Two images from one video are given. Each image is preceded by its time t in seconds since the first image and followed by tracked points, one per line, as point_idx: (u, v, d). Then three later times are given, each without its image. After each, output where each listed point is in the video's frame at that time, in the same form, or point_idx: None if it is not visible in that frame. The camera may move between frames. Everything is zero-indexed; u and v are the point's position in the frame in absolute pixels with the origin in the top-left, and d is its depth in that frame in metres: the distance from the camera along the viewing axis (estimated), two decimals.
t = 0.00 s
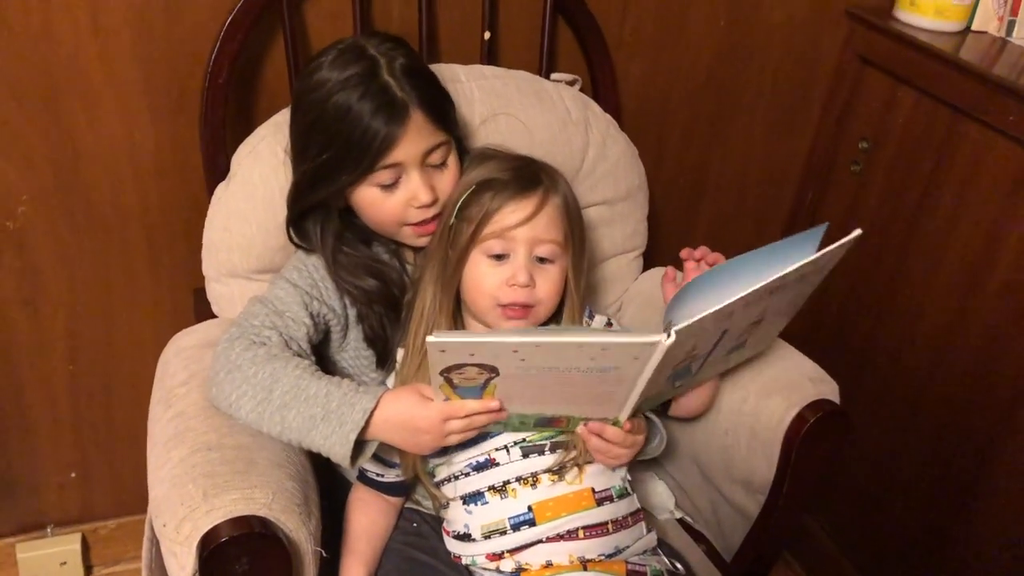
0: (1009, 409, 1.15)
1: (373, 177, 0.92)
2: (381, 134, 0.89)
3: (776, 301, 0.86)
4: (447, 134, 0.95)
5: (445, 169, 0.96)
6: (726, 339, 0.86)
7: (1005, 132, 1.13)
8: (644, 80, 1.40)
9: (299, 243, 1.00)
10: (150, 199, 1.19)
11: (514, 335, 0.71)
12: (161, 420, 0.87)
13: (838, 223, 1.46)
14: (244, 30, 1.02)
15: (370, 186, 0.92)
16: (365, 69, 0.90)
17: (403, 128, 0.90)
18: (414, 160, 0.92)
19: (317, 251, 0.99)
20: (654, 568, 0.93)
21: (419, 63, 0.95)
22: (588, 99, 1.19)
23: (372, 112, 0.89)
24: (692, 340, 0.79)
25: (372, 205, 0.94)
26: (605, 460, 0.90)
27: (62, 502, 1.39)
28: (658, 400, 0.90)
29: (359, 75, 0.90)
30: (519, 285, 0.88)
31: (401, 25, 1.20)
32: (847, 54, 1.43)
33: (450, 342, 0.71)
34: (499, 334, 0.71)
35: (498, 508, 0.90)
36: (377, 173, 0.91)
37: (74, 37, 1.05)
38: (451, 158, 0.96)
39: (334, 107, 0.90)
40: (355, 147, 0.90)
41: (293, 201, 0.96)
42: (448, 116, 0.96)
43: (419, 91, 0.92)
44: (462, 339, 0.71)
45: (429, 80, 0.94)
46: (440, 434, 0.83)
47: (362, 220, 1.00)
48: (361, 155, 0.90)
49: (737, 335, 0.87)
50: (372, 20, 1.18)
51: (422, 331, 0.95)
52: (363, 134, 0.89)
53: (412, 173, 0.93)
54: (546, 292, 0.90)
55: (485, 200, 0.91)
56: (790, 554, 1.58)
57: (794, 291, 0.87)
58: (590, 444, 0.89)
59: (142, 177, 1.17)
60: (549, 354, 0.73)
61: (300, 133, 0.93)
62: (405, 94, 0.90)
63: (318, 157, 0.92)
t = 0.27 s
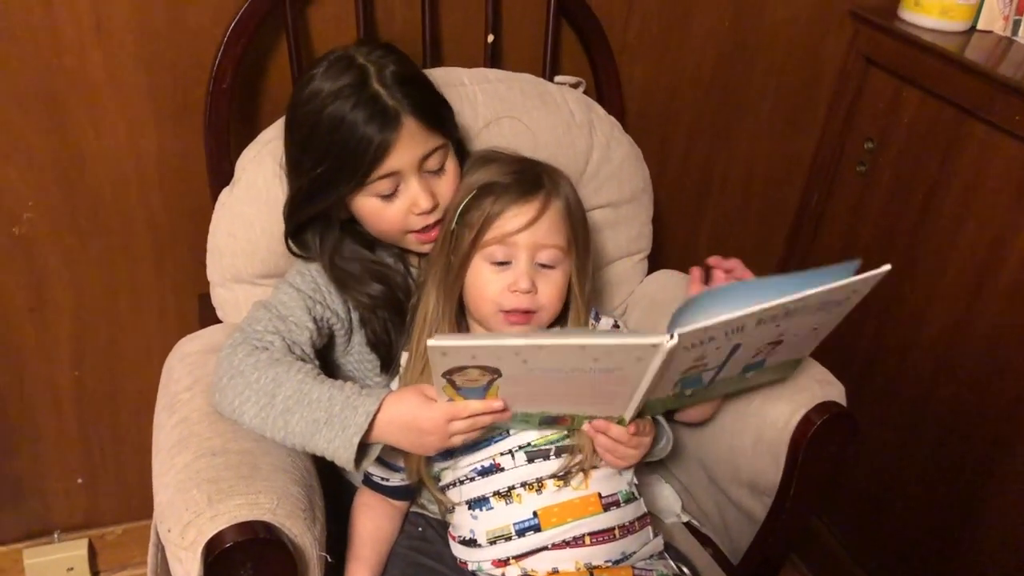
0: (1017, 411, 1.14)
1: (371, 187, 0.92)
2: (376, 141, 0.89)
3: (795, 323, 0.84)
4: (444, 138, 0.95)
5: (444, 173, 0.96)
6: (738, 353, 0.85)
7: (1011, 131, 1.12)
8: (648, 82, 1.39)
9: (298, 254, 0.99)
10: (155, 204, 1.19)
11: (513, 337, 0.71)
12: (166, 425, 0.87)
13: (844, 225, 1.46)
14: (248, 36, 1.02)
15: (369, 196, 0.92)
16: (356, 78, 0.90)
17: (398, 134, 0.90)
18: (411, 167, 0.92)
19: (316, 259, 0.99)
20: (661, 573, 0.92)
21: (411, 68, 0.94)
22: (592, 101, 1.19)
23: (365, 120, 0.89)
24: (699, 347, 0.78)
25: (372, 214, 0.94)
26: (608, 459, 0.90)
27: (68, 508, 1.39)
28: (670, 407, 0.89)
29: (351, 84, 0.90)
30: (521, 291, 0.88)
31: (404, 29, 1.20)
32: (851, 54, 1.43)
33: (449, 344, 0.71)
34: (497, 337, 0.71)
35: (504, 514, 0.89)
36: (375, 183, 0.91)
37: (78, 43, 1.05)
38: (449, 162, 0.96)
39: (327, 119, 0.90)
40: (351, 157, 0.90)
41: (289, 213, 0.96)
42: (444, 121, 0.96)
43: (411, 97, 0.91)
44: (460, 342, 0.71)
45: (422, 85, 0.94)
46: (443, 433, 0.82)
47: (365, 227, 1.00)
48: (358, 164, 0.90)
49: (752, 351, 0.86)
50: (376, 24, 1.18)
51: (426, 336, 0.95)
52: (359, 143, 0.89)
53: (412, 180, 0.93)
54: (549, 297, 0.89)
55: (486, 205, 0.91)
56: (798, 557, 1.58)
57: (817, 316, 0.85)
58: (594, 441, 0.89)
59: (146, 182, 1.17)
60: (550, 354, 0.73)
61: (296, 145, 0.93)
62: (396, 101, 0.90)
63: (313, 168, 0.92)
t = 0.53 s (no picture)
0: None
1: (360, 206, 0.92)
2: (357, 156, 0.88)
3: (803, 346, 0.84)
4: (433, 148, 0.94)
5: (434, 182, 0.95)
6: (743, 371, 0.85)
7: (1017, 131, 1.11)
8: (651, 83, 1.39)
9: (293, 266, 1.00)
10: (159, 207, 1.19)
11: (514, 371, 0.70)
12: (170, 427, 0.87)
13: (849, 226, 1.45)
14: (251, 38, 1.02)
15: (359, 213, 0.93)
16: (339, 96, 0.90)
17: (379, 149, 0.89)
18: (398, 182, 0.91)
19: (311, 267, 0.99)
20: None
21: (395, 80, 0.93)
22: (595, 103, 1.19)
23: (348, 136, 0.89)
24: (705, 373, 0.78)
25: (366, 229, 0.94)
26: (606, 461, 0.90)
27: (73, 510, 1.39)
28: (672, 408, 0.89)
29: (335, 100, 0.90)
30: (523, 294, 0.88)
31: (407, 31, 1.20)
32: (856, 54, 1.42)
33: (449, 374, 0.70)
34: (499, 372, 0.70)
35: (509, 517, 0.89)
36: (364, 201, 0.91)
37: (82, 46, 1.05)
38: (439, 170, 0.95)
39: (312, 137, 0.90)
40: (335, 175, 0.90)
41: (280, 229, 0.96)
42: (435, 131, 0.95)
43: (392, 115, 0.90)
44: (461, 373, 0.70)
45: (407, 97, 0.93)
46: (444, 441, 0.83)
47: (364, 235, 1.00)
48: (343, 182, 0.90)
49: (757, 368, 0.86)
50: (379, 26, 1.18)
51: (429, 339, 0.95)
52: (343, 161, 0.89)
53: (400, 196, 0.92)
54: (551, 298, 0.89)
55: (486, 209, 0.91)
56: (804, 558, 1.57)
57: (826, 339, 0.84)
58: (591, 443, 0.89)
59: (150, 185, 1.17)
60: (553, 387, 0.72)
61: (285, 160, 0.94)
62: (375, 119, 0.89)
63: (301, 186, 0.92)
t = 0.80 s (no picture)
0: None
1: (364, 212, 0.92)
2: (358, 161, 0.89)
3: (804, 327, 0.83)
4: (434, 154, 0.94)
5: (437, 188, 0.95)
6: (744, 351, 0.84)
7: None
8: (657, 82, 1.39)
9: (298, 269, 1.00)
10: (165, 206, 1.19)
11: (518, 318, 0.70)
12: (177, 426, 0.87)
13: (855, 225, 1.45)
14: (258, 38, 1.02)
15: (363, 219, 0.93)
16: (339, 103, 0.90)
17: (380, 154, 0.89)
18: (401, 189, 0.91)
19: (316, 269, 0.99)
20: None
21: (396, 85, 0.93)
22: (601, 102, 1.19)
23: (348, 142, 0.89)
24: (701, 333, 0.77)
25: (370, 233, 0.95)
26: (600, 456, 0.89)
27: (80, 509, 1.40)
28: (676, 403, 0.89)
29: (337, 105, 0.90)
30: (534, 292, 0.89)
31: (413, 31, 1.20)
32: (862, 54, 1.42)
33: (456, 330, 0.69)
34: (504, 321, 0.69)
35: (515, 516, 0.89)
36: (367, 207, 0.91)
37: (89, 46, 1.06)
38: (441, 174, 0.95)
39: (314, 143, 0.91)
40: (335, 181, 0.90)
41: (284, 234, 0.97)
42: (438, 135, 0.95)
43: (393, 120, 0.90)
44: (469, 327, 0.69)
45: (409, 102, 0.93)
46: (443, 440, 0.82)
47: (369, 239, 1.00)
48: (344, 188, 0.90)
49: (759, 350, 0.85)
50: (385, 26, 1.18)
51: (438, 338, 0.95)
52: (344, 168, 0.89)
53: (403, 203, 0.92)
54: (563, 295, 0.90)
55: (496, 207, 0.91)
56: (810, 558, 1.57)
57: (828, 321, 0.83)
58: (583, 438, 0.88)
59: (157, 185, 1.17)
60: (555, 340, 0.71)
61: (289, 164, 0.94)
62: (374, 126, 0.89)
63: (302, 194, 0.93)
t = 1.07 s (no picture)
0: None
1: (370, 206, 0.92)
2: (368, 157, 0.89)
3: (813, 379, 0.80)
4: (445, 150, 0.94)
5: (445, 184, 0.95)
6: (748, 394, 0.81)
7: None
8: (659, 82, 1.39)
9: (303, 265, 1.00)
10: (167, 206, 1.19)
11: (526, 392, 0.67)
12: (179, 425, 0.87)
13: (857, 226, 1.45)
14: (260, 37, 1.02)
15: (369, 213, 0.93)
16: (352, 97, 0.90)
17: (391, 151, 0.89)
18: (411, 183, 0.91)
19: (321, 267, 0.99)
20: None
21: (409, 81, 0.93)
22: (604, 102, 1.19)
23: (360, 136, 0.89)
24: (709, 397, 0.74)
25: (375, 229, 0.95)
26: (602, 457, 0.89)
27: (82, 508, 1.40)
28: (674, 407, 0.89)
29: (350, 99, 0.90)
30: (536, 290, 0.89)
31: (415, 30, 1.20)
32: (865, 54, 1.42)
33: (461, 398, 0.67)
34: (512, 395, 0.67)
35: (519, 514, 0.89)
36: (373, 201, 0.92)
37: (92, 45, 1.06)
38: (451, 172, 0.95)
39: (324, 138, 0.91)
40: (345, 176, 0.90)
41: (290, 229, 0.96)
42: (448, 133, 0.95)
43: (406, 115, 0.90)
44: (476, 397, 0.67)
45: (420, 99, 0.93)
46: (439, 449, 0.82)
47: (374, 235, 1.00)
48: (353, 184, 0.90)
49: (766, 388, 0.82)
50: (387, 25, 1.18)
51: (440, 336, 0.95)
52: (353, 165, 0.89)
53: (411, 198, 0.92)
54: (565, 293, 0.91)
55: (498, 204, 0.91)
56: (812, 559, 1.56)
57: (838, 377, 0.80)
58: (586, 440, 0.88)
59: (159, 184, 1.17)
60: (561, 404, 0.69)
61: (300, 157, 0.94)
62: (387, 121, 0.89)
63: (311, 187, 0.93)
